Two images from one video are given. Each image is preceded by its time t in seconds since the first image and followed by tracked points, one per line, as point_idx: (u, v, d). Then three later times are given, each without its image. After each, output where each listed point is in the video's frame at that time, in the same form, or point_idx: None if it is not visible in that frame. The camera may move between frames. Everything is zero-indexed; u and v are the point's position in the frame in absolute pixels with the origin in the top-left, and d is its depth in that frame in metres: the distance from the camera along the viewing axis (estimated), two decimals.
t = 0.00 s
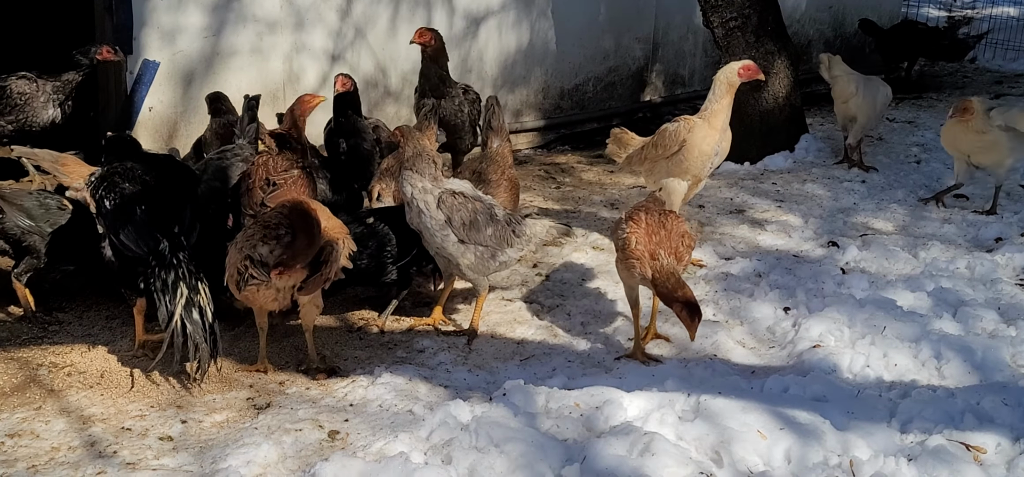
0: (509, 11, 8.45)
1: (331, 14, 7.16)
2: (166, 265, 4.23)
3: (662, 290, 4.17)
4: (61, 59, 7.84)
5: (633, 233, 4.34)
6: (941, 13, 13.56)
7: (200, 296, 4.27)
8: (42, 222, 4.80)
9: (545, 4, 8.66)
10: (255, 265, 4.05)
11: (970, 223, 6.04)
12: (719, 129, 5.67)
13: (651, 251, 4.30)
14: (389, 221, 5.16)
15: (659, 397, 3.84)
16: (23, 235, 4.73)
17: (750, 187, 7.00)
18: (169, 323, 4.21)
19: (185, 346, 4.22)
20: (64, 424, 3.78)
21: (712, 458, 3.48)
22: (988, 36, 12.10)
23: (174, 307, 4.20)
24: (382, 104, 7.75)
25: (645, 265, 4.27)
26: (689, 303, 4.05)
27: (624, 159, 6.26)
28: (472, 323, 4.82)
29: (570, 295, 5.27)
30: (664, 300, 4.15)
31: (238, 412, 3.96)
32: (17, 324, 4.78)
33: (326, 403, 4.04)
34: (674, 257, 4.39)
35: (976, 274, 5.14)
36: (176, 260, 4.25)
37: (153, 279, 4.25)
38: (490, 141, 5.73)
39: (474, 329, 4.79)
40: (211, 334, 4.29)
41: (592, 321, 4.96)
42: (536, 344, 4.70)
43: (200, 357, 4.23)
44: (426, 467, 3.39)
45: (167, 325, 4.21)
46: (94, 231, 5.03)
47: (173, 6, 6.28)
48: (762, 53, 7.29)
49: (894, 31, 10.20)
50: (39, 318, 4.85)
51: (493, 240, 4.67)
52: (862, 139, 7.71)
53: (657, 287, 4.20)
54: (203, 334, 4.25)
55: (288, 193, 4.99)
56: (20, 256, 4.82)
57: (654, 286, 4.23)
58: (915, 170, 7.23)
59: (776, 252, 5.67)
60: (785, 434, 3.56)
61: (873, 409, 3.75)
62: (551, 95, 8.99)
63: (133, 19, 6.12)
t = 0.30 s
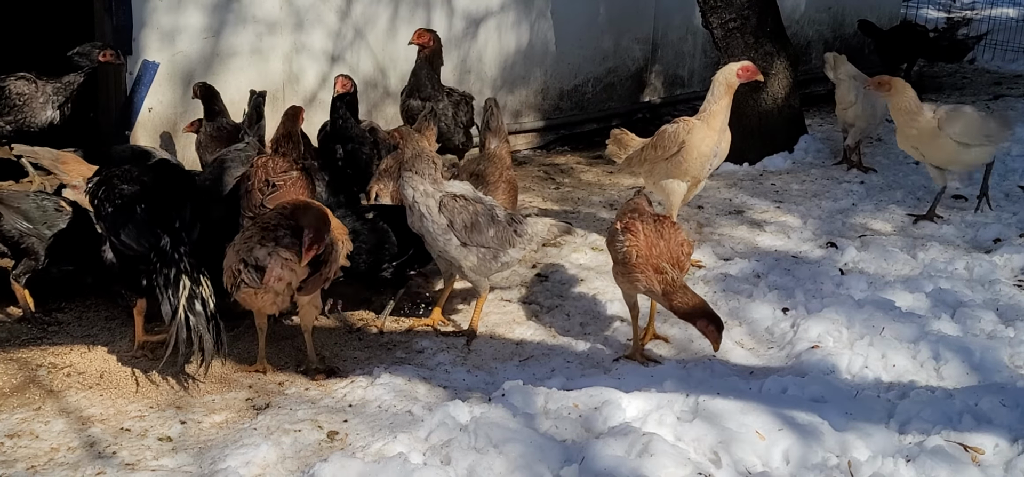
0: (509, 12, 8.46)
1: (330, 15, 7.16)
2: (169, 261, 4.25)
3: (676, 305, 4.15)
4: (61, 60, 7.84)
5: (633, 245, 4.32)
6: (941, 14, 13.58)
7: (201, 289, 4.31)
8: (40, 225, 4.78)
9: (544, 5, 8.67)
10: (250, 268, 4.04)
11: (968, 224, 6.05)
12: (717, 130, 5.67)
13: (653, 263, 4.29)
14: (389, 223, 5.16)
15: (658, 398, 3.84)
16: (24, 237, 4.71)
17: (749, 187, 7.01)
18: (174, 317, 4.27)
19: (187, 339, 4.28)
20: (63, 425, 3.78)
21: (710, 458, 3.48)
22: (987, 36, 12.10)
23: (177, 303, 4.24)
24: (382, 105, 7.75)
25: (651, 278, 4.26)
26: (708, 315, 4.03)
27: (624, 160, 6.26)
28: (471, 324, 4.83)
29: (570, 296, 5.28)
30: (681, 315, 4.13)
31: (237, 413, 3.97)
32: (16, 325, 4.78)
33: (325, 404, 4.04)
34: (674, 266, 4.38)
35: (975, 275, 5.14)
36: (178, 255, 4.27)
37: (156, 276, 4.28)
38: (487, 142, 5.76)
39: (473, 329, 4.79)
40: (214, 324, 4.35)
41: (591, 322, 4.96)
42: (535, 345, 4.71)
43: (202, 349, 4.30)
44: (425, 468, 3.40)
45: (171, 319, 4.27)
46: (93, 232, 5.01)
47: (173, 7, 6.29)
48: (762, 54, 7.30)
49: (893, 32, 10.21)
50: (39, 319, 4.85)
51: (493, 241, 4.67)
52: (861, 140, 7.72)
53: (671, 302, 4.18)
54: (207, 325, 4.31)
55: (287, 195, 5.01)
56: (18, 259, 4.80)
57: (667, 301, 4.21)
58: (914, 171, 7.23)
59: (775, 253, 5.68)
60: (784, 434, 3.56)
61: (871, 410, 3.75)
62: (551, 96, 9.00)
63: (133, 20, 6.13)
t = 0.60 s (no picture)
0: (509, 13, 8.47)
1: (331, 16, 7.17)
2: (177, 252, 4.34)
3: (683, 307, 4.20)
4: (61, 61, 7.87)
5: (638, 252, 4.31)
6: (940, 15, 13.59)
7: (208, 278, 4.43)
8: (37, 227, 4.75)
9: (545, 6, 8.68)
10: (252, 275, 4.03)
11: (969, 224, 6.05)
12: (718, 131, 5.67)
13: (659, 269, 4.29)
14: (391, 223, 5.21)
15: (658, 398, 3.85)
16: (21, 238, 4.74)
17: (750, 188, 7.01)
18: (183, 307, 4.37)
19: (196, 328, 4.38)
20: (64, 426, 3.78)
21: (710, 459, 3.48)
22: (987, 37, 12.11)
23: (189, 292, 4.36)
24: (383, 106, 7.77)
25: (658, 283, 4.27)
26: (719, 315, 4.07)
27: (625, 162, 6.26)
28: (471, 325, 4.83)
29: (569, 296, 5.28)
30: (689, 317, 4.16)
31: (238, 413, 3.97)
32: (17, 326, 4.78)
33: (326, 404, 4.05)
34: (679, 270, 4.38)
35: (975, 276, 5.15)
36: (184, 246, 4.35)
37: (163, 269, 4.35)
38: (487, 134, 6.14)
39: (474, 330, 4.79)
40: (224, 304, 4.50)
41: (591, 323, 4.97)
42: (535, 345, 4.71)
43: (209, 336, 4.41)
44: (425, 468, 3.40)
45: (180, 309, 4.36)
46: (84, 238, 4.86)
47: (174, 8, 6.30)
48: (762, 55, 7.30)
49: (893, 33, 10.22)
50: (39, 320, 4.86)
51: (496, 247, 4.66)
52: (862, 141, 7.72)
53: (677, 305, 4.22)
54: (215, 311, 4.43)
55: (288, 195, 4.92)
56: (18, 259, 4.85)
57: (673, 304, 4.25)
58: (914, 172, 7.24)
59: (775, 254, 5.68)
60: (784, 435, 3.57)
61: (871, 410, 3.76)
62: (551, 97, 9.01)
63: (133, 21, 6.14)
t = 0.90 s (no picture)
0: (510, 13, 8.47)
1: (332, 15, 7.16)
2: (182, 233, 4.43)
3: (684, 296, 4.15)
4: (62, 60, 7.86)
5: (642, 245, 4.31)
6: (940, 16, 13.59)
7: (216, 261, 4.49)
8: (37, 227, 4.72)
9: (546, 6, 8.68)
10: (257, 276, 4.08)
11: (969, 224, 6.05)
12: (718, 134, 5.64)
13: (662, 261, 4.28)
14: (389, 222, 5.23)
15: (659, 398, 3.85)
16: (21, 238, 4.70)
17: (751, 188, 7.01)
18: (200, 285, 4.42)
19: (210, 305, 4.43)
20: (65, 425, 3.78)
21: (711, 458, 3.49)
22: (987, 37, 12.11)
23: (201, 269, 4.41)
24: (384, 105, 7.77)
25: (661, 273, 4.24)
26: (721, 301, 4.04)
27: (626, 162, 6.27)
28: (472, 324, 4.83)
29: (570, 296, 5.28)
30: (691, 304, 4.11)
31: (239, 413, 3.97)
32: (18, 325, 4.79)
33: (327, 404, 4.05)
34: (681, 263, 4.37)
35: (976, 276, 5.15)
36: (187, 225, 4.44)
37: (172, 255, 4.40)
38: (490, 132, 6.21)
39: (474, 330, 4.79)
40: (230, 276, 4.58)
41: (593, 322, 4.97)
42: (536, 345, 4.71)
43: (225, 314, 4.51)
44: (426, 467, 3.40)
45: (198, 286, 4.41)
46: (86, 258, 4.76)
47: (175, 7, 6.30)
48: (764, 55, 7.30)
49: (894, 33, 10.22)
50: (41, 320, 4.87)
51: (496, 253, 4.66)
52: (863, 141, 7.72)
53: (678, 292, 4.18)
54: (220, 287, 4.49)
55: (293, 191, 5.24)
56: (18, 259, 4.82)
57: (674, 292, 4.20)
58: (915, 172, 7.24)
59: (776, 254, 5.68)
60: (785, 435, 3.57)
61: (872, 410, 3.76)
62: (552, 96, 9.01)
63: (133, 20, 6.15)
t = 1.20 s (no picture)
0: (512, 12, 8.47)
1: (334, 14, 7.16)
2: (185, 224, 4.54)
3: (687, 294, 4.15)
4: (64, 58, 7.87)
5: (646, 243, 4.32)
6: (943, 15, 13.58)
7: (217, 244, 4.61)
8: (38, 227, 4.70)
9: (548, 5, 8.68)
10: (265, 277, 4.07)
11: (972, 224, 6.04)
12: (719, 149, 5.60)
13: (666, 258, 4.27)
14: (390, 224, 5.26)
15: (662, 397, 3.85)
16: (24, 237, 4.69)
17: (753, 187, 7.01)
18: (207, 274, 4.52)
19: (221, 290, 4.57)
20: (67, 424, 3.78)
21: (713, 458, 3.49)
22: (989, 37, 12.09)
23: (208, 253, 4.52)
24: (386, 105, 7.77)
25: (665, 271, 4.23)
26: (718, 301, 4.04)
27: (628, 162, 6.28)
28: (474, 324, 4.83)
29: (572, 295, 5.28)
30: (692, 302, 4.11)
31: (241, 412, 3.97)
32: (20, 324, 4.79)
33: (329, 403, 4.05)
34: (685, 259, 4.37)
35: (978, 275, 5.14)
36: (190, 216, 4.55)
37: (178, 246, 4.49)
38: (492, 137, 6.18)
39: (477, 329, 4.80)
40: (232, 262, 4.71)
41: (595, 321, 4.97)
42: (538, 344, 4.71)
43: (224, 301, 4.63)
44: (429, 466, 3.40)
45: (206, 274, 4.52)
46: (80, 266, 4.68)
47: (177, 6, 6.30)
48: (766, 54, 7.28)
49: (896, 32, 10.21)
50: (43, 319, 4.87)
51: (496, 260, 4.68)
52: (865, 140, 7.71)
53: (681, 288, 4.18)
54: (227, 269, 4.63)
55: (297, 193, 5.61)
56: (20, 257, 4.81)
57: (678, 291, 4.20)
58: (917, 171, 7.23)
59: (778, 253, 5.68)
60: (787, 434, 3.57)
61: (875, 409, 3.76)
62: (554, 96, 9.01)
63: (136, 19, 6.16)
